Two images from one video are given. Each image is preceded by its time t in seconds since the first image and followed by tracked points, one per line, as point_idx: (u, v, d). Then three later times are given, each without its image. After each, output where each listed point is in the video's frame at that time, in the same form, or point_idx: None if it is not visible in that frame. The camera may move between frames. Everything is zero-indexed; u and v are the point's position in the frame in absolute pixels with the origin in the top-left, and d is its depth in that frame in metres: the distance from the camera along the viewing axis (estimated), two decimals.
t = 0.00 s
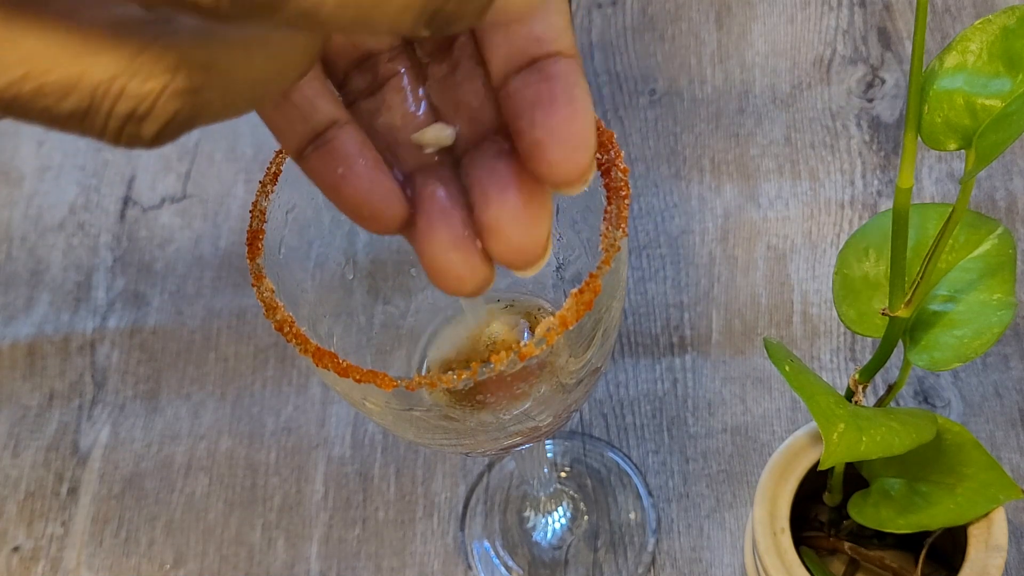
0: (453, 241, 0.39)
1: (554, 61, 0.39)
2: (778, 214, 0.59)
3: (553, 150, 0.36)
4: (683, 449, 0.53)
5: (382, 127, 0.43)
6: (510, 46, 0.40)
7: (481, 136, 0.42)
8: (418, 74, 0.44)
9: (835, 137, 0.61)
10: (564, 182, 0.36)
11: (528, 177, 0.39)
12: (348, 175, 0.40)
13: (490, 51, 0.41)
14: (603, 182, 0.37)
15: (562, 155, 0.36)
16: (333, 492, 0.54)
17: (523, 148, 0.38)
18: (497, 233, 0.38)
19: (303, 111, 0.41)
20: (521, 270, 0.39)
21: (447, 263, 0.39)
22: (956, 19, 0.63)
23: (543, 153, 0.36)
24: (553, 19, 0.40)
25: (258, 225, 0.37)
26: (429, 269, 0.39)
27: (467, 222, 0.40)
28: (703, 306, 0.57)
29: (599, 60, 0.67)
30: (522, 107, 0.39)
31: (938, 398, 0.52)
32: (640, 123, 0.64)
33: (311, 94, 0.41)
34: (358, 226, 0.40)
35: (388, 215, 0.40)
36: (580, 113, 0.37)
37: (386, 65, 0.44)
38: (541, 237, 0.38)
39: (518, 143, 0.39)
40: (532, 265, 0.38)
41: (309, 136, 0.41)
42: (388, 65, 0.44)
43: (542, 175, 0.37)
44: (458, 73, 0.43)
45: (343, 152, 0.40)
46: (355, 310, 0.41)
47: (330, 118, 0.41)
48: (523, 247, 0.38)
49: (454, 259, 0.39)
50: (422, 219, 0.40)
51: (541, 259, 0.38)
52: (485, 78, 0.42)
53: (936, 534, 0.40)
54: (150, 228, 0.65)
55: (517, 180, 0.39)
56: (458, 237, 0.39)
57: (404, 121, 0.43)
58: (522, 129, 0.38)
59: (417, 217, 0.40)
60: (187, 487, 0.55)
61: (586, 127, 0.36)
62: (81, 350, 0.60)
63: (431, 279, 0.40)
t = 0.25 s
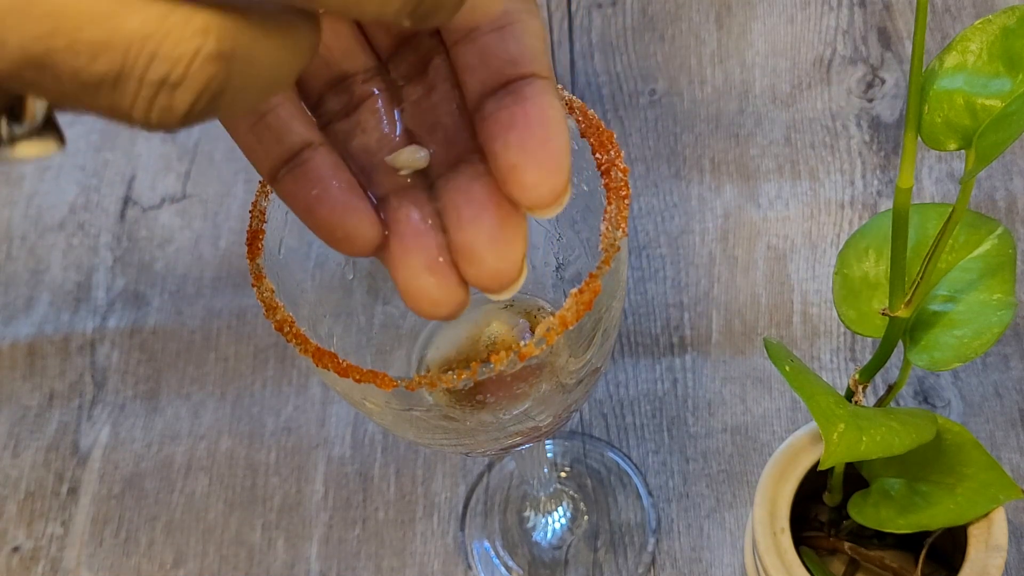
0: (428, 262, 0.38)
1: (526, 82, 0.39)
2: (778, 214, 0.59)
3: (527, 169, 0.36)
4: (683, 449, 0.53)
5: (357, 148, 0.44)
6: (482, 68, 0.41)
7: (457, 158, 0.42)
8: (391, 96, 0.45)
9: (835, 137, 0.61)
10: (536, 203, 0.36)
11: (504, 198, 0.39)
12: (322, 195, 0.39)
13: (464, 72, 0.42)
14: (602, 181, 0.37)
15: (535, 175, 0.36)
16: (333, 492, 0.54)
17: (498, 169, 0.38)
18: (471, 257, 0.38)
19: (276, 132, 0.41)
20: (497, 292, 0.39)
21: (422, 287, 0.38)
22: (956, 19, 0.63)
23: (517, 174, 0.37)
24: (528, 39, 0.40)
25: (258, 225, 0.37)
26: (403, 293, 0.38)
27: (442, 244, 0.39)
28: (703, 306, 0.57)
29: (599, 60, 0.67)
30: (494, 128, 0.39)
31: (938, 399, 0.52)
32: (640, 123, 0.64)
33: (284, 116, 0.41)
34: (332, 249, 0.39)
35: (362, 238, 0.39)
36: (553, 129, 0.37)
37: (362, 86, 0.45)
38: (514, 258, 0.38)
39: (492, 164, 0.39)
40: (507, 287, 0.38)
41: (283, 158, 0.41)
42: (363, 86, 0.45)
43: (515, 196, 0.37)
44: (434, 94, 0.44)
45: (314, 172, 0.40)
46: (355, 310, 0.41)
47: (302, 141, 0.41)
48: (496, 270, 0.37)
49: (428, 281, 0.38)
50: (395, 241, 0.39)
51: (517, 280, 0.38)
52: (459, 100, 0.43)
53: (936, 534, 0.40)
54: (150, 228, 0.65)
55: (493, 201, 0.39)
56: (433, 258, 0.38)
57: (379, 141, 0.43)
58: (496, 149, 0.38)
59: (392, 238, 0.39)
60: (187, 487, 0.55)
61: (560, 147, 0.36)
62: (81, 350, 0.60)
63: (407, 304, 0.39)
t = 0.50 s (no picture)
0: (426, 250, 0.39)
1: (524, 67, 0.39)
2: (778, 214, 0.59)
3: (525, 154, 0.36)
4: (683, 448, 0.53)
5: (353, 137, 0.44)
6: (478, 54, 0.41)
7: (455, 144, 0.42)
8: (388, 84, 0.45)
9: (835, 137, 0.61)
10: (535, 188, 0.36)
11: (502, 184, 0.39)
12: (319, 184, 0.40)
13: (462, 58, 0.42)
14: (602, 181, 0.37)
15: (533, 160, 0.36)
16: (333, 492, 0.54)
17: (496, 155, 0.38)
18: (470, 244, 0.38)
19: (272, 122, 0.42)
20: (496, 280, 0.39)
21: (418, 274, 0.38)
22: (957, 19, 0.63)
23: (514, 158, 0.37)
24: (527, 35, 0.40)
25: (258, 225, 0.37)
26: (401, 281, 0.39)
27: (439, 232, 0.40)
28: (703, 306, 0.57)
29: (599, 60, 0.67)
30: (491, 113, 0.39)
31: (938, 399, 0.52)
32: (640, 123, 0.64)
33: (281, 106, 0.42)
34: (329, 239, 0.39)
35: (359, 226, 0.39)
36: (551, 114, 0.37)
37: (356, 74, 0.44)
38: (515, 244, 0.38)
39: (490, 151, 0.39)
40: (508, 273, 0.38)
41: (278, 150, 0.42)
42: (357, 74, 0.45)
43: (514, 181, 0.37)
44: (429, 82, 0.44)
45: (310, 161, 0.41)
46: (355, 310, 0.41)
47: (299, 131, 0.42)
48: (494, 256, 0.37)
49: (427, 269, 0.38)
50: (393, 230, 0.40)
51: (518, 266, 0.38)
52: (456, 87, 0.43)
53: (936, 534, 0.40)
54: (150, 228, 0.65)
55: (490, 187, 0.39)
56: (431, 247, 0.39)
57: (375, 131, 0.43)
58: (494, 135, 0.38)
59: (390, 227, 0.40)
60: (187, 487, 0.55)
61: (558, 129, 0.36)
62: (81, 350, 0.61)
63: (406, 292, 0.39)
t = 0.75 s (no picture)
0: (438, 244, 0.39)
1: (533, 62, 0.39)
2: (778, 214, 0.59)
3: (536, 147, 0.36)
4: (683, 449, 0.53)
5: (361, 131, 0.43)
6: (489, 47, 0.40)
7: (464, 139, 0.41)
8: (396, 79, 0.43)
9: (835, 137, 0.61)
10: (547, 181, 0.36)
11: (512, 176, 0.39)
12: (327, 179, 0.40)
13: (469, 52, 0.41)
14: (602, 181, 0.37)
15: (544, 152, 0.36)
16: (333, 492, 0.54)
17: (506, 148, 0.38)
18: (480, 237, 0.38)
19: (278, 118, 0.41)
20: (508, 272, 0.39)
21: (431, 269, 0.39)
22: (957, 19, 0.63)
23: (525, 150, 0.36)
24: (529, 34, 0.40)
25: (258, 225, 0.37)
26: (413, 275, 0.39)
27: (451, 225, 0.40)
28: (703, 306, 0.57)
29: (599, 60, 0.67)
30: (500, 106, 0.38)
31: (938, 398, 0.52)
32: (640, 123, 0.64)
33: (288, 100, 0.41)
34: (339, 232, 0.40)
35: (371, 221, 0.40)
36: (562, 108, 0.37)
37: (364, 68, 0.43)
38: (527, 238, 0.38)
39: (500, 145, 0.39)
40: (521, 267, 0.38)
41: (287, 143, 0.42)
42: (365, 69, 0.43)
43: (525, 174, 0.37)
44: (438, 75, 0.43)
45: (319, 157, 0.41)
46: (355, 310, 0.41)
47: (307, 125, 0.42)
48: (505, 249, 0.38)
49: (439, 264, 0.39)
50: (405, 224, 0.40)
51: (529, 259, 0.38)
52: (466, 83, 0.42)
53: (936, 534, 0.40)
54: (150, 228, 0.65)
55: (501, 179, 0.39)
56: (442, 241, 0.39)
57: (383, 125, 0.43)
58: (503, 128, 0.38)
59: (401, 221, 0.41)
60: (187, 487, 0.55)
61: (570, 124, 0.36)
62: (81, 350, 0.61)
63: (418, 286, 0.40)
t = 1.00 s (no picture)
0: (436, 256, 0.38)
1: (533, 74, 0.39)
2: (778, 214, 0.59)
3: (535, 161, 0.36)
4: (683, 449, 0.53)
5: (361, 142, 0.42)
6: (489, 60, 0.40)
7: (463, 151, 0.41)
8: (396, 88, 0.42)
9: (835, 137, 0.61)
10: (546, 195, 0.36)
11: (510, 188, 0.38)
12: (326, 190, 0.39)
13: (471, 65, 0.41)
14: (602, 182, 0.37)
15: (543, 166, 0.36)
16: (333, 492, 0.54)
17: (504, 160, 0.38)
18: (479, 249, 0.37)
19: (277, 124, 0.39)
20: (507, 287, 0.38)
21: (429, 281, 0.38)
22: (956, 19, 0.63)
23: (526, 166, 0.36)
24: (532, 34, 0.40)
25: (258, 225, 0.37)
26: (412, 288, 0.39)
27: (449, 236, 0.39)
28: (703, 306, 0.57)
29: (599, 60, 0.67)
30: (500, 120, 0.38)
31: (937, 398, 0.52)
32: (640, 123, 0.64)
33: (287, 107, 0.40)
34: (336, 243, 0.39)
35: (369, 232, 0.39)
36: (561, 120, 0.36)
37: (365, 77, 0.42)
38: (526, 252, 0.37)
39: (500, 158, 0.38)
40: (519, 281, 0.38)
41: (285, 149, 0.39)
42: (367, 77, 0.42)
43: (524, 189, 0.37)
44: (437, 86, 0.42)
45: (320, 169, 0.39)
46: (355, 310, 0.41)
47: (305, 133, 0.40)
48: (505, 262, 0.37)
49: (438, 276, 0.38)
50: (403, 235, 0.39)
51: (528, 273, 0.37)
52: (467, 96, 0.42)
53: (936, 533, 0.40)
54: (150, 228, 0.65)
55: (500, 191, 0.38)
56: (441, 252, 0.38)
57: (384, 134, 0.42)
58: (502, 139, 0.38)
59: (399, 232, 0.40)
60: (187, 487, 0.55)
61: (569, 137, 0.36)
62: (81, 350, 0.61)
63: (416, 298, 0.39)
